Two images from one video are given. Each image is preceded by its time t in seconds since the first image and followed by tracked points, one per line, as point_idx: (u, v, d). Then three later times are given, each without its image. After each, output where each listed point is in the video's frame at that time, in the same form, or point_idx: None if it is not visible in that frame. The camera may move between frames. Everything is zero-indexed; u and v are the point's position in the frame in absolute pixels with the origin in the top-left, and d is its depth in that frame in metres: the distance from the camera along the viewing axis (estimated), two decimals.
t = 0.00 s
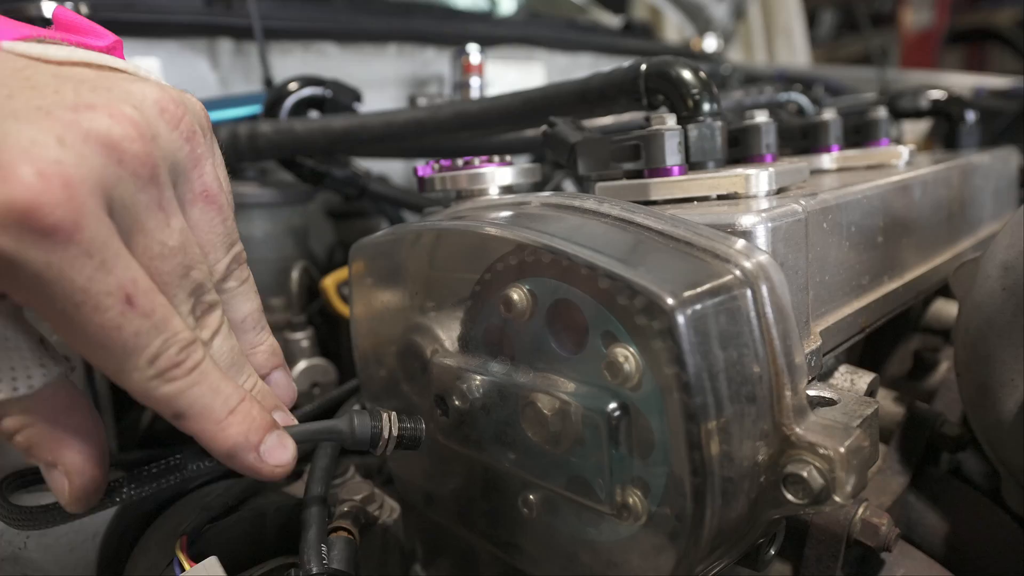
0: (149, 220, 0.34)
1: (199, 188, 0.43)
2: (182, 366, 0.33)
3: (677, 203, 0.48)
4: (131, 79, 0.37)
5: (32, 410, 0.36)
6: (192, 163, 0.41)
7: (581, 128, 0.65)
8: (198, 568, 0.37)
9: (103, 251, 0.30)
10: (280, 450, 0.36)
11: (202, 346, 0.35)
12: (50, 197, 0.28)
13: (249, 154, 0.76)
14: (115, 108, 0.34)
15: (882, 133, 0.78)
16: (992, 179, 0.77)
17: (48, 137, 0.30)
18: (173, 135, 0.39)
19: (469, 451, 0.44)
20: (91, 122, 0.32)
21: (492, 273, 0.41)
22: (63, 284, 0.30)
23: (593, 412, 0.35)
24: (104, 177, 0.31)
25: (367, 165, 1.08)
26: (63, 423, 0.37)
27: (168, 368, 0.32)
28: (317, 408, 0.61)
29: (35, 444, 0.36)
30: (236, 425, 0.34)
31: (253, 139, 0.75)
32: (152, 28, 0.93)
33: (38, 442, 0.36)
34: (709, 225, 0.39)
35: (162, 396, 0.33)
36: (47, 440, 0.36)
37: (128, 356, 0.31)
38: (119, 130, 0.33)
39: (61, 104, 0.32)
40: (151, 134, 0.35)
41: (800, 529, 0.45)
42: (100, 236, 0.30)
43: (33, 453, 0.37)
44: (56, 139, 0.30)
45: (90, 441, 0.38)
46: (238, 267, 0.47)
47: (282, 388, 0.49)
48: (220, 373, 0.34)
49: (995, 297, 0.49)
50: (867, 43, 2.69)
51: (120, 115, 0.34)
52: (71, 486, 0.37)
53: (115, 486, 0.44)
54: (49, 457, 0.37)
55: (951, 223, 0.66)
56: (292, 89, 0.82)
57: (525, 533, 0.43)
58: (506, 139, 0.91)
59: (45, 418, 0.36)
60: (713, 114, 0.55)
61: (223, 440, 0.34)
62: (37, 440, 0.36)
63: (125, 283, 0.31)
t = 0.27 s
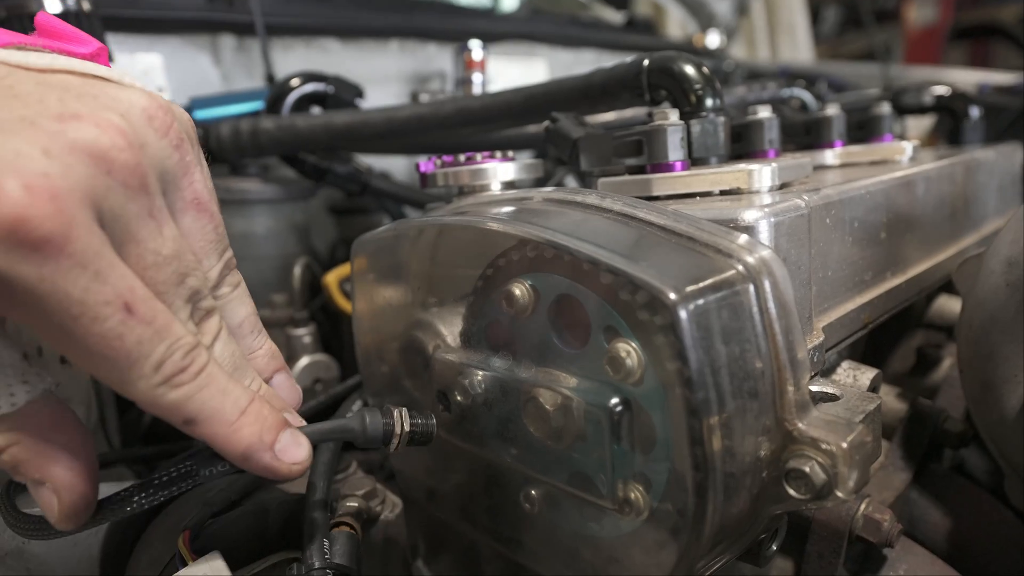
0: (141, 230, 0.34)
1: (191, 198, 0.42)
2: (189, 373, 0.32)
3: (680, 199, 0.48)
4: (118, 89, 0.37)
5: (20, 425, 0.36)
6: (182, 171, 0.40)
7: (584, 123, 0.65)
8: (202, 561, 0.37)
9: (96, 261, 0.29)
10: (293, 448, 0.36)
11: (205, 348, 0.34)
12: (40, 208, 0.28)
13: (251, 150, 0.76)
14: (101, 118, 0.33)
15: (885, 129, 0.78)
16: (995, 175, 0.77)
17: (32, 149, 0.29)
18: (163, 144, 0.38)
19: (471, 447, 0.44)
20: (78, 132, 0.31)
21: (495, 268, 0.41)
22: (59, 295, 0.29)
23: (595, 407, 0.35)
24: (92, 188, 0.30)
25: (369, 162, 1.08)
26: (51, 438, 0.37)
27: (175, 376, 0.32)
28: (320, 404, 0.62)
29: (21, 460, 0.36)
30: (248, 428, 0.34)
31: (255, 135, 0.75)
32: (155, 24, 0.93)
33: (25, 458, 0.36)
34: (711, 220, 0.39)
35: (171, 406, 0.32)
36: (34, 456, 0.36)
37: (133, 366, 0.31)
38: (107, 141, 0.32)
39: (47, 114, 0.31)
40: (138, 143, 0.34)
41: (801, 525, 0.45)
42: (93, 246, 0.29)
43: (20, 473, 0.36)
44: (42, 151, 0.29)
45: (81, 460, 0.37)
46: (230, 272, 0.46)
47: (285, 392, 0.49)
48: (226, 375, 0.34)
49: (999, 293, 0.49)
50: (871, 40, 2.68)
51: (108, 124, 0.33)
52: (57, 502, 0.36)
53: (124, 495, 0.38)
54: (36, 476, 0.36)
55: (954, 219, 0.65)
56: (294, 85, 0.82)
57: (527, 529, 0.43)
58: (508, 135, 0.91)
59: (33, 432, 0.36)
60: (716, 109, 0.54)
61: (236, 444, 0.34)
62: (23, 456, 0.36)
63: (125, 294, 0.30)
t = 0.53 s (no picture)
0: (134, 223, 0.34)
1: (181, 188, 0.42)
2: (193, 364, 0.32)
3: (681, 194, 0.47)
4: (106, 82, 0.37)
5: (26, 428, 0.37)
6: (171, 163, 0.41)
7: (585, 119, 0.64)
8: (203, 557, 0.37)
9: (90, 256, 0.29)
10: (303, 433, 0.36)
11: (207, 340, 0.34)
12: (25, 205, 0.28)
13: (252, 146, 0.76)
14: (85, 110, 0.33)
15: (887, 125, 0.78)
16: (998, 171, 0.76)
17: (17, 143, 0.29)
18: (150, 133, 0.38)
19: (471, 443, 0.44)
20: (64, 126, 0.31)
21: (496, 263, 0.41)
22: (54, 292, 0.29)
23: (596, 403, 0.35)
24: (79, 183, 0.30)
25: (370, 158, 1.08)
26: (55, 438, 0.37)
27: (179, 368, 0.32)
28: (321, 399, 0.62)
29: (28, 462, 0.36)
30: (255, 416, 0.34)
31: (256, 130, 0.75)
32: (156, 20, 0.92)
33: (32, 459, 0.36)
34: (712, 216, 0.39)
35: (178, 399, 0.32)
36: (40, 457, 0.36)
37: (136, 360, 0.31)
38: (93, 133, 0.32)
39: (30, 107, 0.31)
40: (126, 134, 0.34)
41: (802, 521, 0.45)
42: (85, 240, 0.29)
43: (27, 475, 0.36)
44: (26, 146, 0.29)
45: (85, 459, 0.37)
46: (226, 263, 0.47)
47: (288, 381, 0.48)
48: (230, 364, 0.34)
49: (1001, 289, 0.49)
50: (874, 35, 2.67)
51: (93, 114, 0.33)
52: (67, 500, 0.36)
53: (135, 491, 0.38)
54: (44, 477, 0.36)
55: (956, 215, 0.65)
56: (295, 80, 0.82)
57: (527, 524, 0.43)
58: (510, 131, 0.91)
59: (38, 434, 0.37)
60: (717, 105, 0.54)
61: (245, 432, 0.34)
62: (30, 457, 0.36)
63: (120, 288, 0.30)
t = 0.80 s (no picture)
0: (141, 227, 0.34)
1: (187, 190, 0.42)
2: (205, 364, 0.32)
3: (680, 194, 0.47)
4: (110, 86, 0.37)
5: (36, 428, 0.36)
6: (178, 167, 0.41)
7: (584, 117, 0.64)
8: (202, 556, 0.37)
9: (101, 261, 0.29)
10: (314, 430, 0.36)
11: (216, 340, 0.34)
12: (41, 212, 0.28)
13: (252, 145, 0.76)
14: (93, 116, 0.33)
15: (887, 124, 0.78)
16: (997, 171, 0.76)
17: (25, 150, 0.29)
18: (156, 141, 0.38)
19: (470, 441, 0.44)
20: (72, 132, 0.31)
21: (495, 262, 0.41)
22: (65, 297, 0.29)
23: (595, 402, 0.35)
24: (90, 188, 0.30)
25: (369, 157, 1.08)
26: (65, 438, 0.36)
27: (191, 368, 0.32)
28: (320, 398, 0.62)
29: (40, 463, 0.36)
30: (267, 415, 0.34)
31: (256, 129, 0.74)
32: (156, 17, 0.92)
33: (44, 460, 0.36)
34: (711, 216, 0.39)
35: (190, 399, 0.32)
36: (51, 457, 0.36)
37: (147, 362, 0.31)
38: (101, 140, 0.32)
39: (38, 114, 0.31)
40: (132, 139, 0.35)
41: (800, 519, 0.45)
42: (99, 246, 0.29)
43: (41, 476, 0.36)
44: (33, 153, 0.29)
45: (97, 456, 0.37)
46: (232, 263, 0.47)
47: (295, 378, 0.49)
48: (240, 363, 0.34)
49: (1001, 288, 0.49)
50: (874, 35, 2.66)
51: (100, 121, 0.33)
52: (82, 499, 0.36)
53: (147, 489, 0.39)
54: (57, 477, 0.36)
55: (956, 215, 0.65)
56: (295, 79, 0.82)
57: (526, 523, 0.43)
58: (510, 130, 0.91)
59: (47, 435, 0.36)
60: (717, 104, 0.54)
61: (257, 431, 0.34)
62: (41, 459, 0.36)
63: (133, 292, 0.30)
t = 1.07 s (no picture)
0: (137, 234, 0.34)
1: (183, 195, 0.42)
2: (199, 373, 0.32)
3: (680, 194, 0.47)
4: (106, 93, 0.37)
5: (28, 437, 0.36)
6: (173, 173, 0.41)
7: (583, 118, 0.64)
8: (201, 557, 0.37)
9: (96, 268, 0.29)
10: (308, 437, 0.36)
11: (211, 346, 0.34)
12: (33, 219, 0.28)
13: (251, 146, 0.76)
14: (88, 123, 0.33)
15: (886, 125, 0.78)
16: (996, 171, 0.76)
17: (20, 157, 0.29)
18: (151, 145, 0.38)
19: (470, 442, 0.44)
20: (66, 139, 0.31)
21: (495, 263, 0.41)
22: (61, 305, 0.29)
23: (595, 403, 0.35)
24: (84, 195, 0.30)
25: (369, 157, 1.08)
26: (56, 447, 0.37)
27: (185, 376, 0.32)
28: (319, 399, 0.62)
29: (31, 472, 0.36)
30: (261, 422, 0.34)
31: (255, 130, 0.74)
32: (155, 18, 0.92)
33: (35, 468, 0.36)
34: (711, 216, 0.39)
35: (184, 407, 0.32)
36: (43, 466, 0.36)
37: (141, 370, 0.31)
38: (95, 146, 0.32)
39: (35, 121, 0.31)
40: (128, 144, 0.35)
41: (800, 520, 0.45)
42: (92, 253, 0.29)
43: (31, 484, 0.36)
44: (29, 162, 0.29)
45: (88, 465, 0.37)
46: (230, 269, 0.47)
47: (294, 381, 0.49)
48: (234, 371, 0.34)
49: (999, 290, 0.49)
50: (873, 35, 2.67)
51: (96, 128, 0.33)
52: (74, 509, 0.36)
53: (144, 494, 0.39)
54: (48, 485, 0.36)
55: (955, 216, 0.65)
56: (294, 79, 0.82)
57: (526, 523, 0.43)
58: (509, 130, 0.91)
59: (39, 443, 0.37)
60: (716, 104, 0.54)
61: (251, 438, 0.34)
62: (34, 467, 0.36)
63: (127, 299, 0.30)
